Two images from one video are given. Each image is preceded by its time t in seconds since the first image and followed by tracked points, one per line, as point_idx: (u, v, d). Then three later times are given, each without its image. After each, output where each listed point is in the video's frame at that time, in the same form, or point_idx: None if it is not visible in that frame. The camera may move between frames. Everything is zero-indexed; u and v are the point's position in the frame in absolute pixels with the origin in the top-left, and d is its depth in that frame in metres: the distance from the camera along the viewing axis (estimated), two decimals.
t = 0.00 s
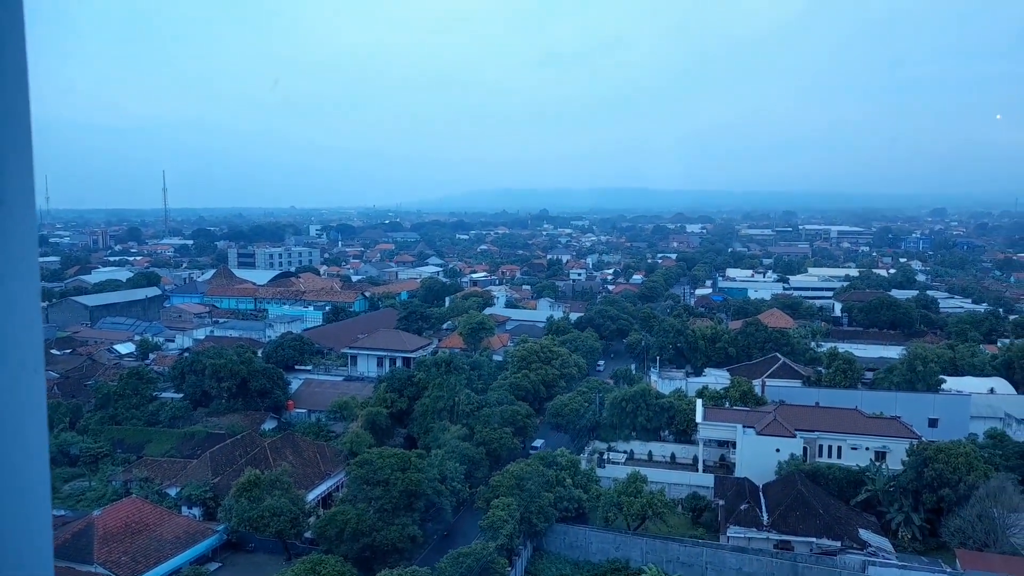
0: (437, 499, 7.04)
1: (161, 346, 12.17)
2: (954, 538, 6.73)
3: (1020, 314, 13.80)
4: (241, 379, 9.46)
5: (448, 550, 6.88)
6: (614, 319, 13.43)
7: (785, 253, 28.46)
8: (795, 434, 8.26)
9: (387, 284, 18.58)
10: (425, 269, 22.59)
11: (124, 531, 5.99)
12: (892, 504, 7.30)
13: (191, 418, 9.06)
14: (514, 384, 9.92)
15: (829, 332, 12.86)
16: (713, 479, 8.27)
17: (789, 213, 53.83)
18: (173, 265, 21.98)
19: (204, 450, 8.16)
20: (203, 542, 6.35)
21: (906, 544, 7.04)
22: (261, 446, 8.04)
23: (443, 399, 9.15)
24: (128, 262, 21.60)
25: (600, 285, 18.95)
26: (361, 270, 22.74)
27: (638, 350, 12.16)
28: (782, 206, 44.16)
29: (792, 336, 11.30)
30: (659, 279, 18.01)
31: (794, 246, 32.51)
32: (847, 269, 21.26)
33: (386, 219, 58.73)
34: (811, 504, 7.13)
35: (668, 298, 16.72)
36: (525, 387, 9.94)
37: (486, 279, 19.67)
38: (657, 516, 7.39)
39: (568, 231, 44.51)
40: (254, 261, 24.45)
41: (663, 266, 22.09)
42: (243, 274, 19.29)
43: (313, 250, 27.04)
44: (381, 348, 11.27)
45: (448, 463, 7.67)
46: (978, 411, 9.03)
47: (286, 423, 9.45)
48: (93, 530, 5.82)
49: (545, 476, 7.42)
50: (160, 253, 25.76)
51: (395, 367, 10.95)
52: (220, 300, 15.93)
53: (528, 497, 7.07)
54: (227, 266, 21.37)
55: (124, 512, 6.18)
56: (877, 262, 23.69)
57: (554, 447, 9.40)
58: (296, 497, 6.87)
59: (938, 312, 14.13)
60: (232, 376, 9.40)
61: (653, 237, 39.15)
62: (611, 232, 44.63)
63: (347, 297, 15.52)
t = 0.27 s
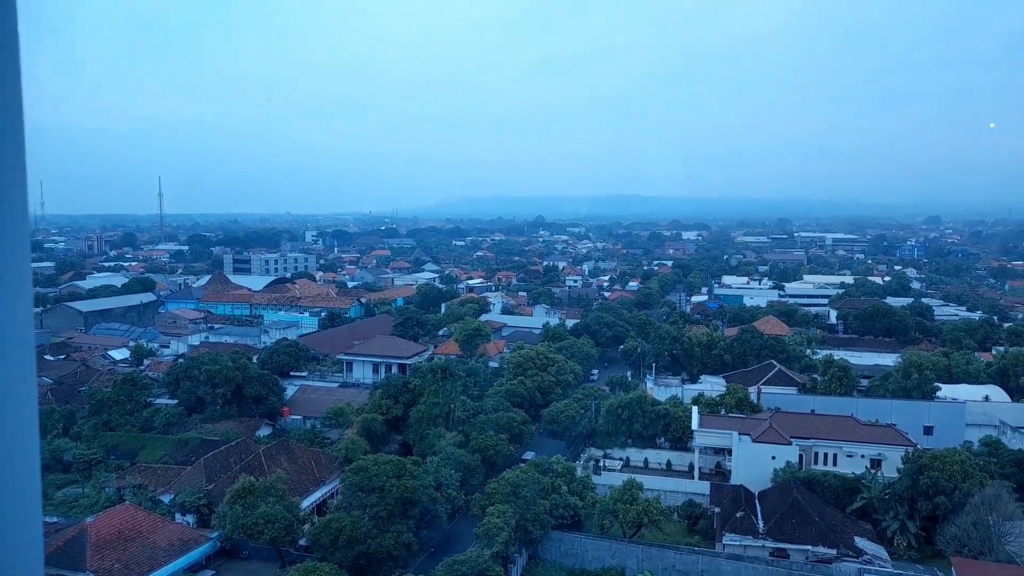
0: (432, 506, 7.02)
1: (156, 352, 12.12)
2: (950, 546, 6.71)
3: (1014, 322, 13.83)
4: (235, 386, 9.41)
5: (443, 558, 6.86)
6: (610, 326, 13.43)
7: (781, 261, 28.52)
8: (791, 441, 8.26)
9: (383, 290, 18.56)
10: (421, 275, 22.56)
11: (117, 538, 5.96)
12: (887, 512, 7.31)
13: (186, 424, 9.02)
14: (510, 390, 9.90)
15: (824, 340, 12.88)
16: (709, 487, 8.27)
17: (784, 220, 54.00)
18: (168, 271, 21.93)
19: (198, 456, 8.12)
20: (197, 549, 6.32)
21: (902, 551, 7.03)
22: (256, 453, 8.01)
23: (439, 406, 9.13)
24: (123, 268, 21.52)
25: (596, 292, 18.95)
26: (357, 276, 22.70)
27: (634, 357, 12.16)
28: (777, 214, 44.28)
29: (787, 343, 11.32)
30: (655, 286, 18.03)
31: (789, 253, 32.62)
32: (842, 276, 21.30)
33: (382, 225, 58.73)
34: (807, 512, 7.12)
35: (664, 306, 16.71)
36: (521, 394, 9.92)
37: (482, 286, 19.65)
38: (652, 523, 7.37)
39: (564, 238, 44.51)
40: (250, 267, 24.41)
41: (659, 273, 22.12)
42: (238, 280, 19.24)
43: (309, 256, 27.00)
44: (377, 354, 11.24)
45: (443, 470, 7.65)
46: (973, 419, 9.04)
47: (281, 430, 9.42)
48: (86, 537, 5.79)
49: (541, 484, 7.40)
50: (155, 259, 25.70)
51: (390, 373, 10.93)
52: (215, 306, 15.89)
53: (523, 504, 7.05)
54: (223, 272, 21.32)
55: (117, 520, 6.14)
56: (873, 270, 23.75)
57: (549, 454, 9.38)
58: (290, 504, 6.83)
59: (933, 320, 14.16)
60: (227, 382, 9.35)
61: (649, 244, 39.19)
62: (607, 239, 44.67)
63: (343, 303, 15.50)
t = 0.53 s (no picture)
0: (429, 510, 7.01)
1: (152, 355, 12.10)
2: (946, 552, 6.70)
3: (1010, 327, 13.88)
4: (231, 390, 9.37)
5: (440, 561, 6.85)
6: (607, 330, 13.43)
7: (778, 266, 28.56)
8: (787, 445, 8.27)
9: (379, 294, 18.56)
10: (418, 279, 22.56)
11: (111, 542, 5.92)
12: (883, 517, 7.32)
13: (182, 427, 8.99)
14: (507, 394, 9.89)
15: (821, 344, 12.90)
16: (706, 491, 8.27)
17: (781, 225, 54.15)
18: (165, 274, 21.89)
19: (194, 460, 8.09)
20: (192, 553, 6.28)
21: (898, 556, 7.04)
22: (252, 456, 7.98)
23: (435, 410, 9.12)
24: (120, 270, 21.50)
25: (593, 296, 18.97)
26: (354, 280, 22.69)
27: (631, 361, 12.16)
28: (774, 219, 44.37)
29: (784, 347, 11.34)
30: (652, 291, 18.04)
31: (786, 258, 32.69)
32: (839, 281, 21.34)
33: (380, 228, 58.69)
34: (804, 517, 7.12)
35: (661, 310, 16.73)
36: (518, 398, 9.91)
37: (479, 290, 19.65)
38: (649, 527, 7.37)
39: (561, 242, 44.59)
40: (246, 270, 24.36)
41: (656, 277, 22.15)
42: (235, 283, 19.22)
43: (306, 260, 26.98)
44: (373, 358, 11.23)
45: (440, 474, 7.64)
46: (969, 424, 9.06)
47: (277, 433, 9.39)
48: (81, 541, 5.75)
49: (537, 487, 7.40)
50: (152, 262, 25.66)
51: (387, 377, 10.91)
52: (211, 309, 15.87)
53: (520, 508, 7.05)
54: (220, 275, 21.29)
55: (112, 523, 6.10)
56: (869, 275, 23.80)
57: (546, 458, 9.37)
58: (286, 508, 6.82)
59: (929, 325, 14.20)
60: (223, 386, 9.32)
61: (646, 248, 39.23)
62: (604, 244, 44.68)
63: (339, 306, 15.48)
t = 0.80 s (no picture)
0: (427, 515, 6.99)
1: (149, 359, 12.09)
2: (945, 558, 6.67)
3: (1008, 333, 13.89)
4: (229, 394, 9.36)
5: (437, 567, 6.84)
6: (606, 335, 13.42)
7: (776, 271, 28.59)
8: (786, 451, 8.26)
9: (378, 298, 18.54)
10: (416, 283, 22.56)
11: (108, 546, 5.90)
12: (882, 523, 7.31)
13: (179, 431, 8.97)
14: (505, 399, 9.88)
15: (819, 350, 12.91)
16: (704, 497, 8.26)
17: (779, 230, 54.25)
18: (163, 278, 21.86)
19: (191, 464, 8.07)
20: (189, 558, 6.27)
21: (897, 562, 7.02)
22: (249, 461, 7.97)
23: (434, 414, 9.11)
24: (118, 274, 21.49)
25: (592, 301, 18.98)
26: (352, 284, 22.68)
27: (630, 366, 12.15)
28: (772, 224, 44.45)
29: (782, 353, 11.34)
30: (650, 295, 18.05)
31: (784, 263, 32.73)
32: (837, 286, 21.37)
33: (378, 233, 58.69)
34: (802, 522, 7.11)
35: (660, 315, 16.73)
36: (516, 403, 9.90)
37: (477, 294, 19.65)
38: (648, 533, 7.36)
39: (559, 246, 44.63)
40: (245, 274, 24.34)
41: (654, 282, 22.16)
42: (234, 286, 19.20)
43: (305, 264, 26.97)
44: (372, 362, 11.22)
45: (438, 479, 7.63)
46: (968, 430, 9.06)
47: (275, 438, 9.38)
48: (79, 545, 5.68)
49: (536, 493, 7.39)
50: (150, 266, 25.64)
51: (385, 381, 10.90)
52: (210, 312, 15.85)
53: (518, 514, 7.04)
54: (218, 279, 21.28)
55: (109, 528, 6.09)
56: (867, 280, 23.83)
57: (544, 463, 9.35)
58: (284, 513, 6.80)
59: (927, 330, 14.21)
60: (221, 390, 9.31)
61: (644, 253, 39.27)
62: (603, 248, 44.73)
63: (338, 310, 15.48)
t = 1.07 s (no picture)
0: (424, 522, 6.97)
1: (147, 364, 12.07)
2: (942, 566, 6.63)
3: (1006, 341, 13.91)
4: (227, 399, 9.39)
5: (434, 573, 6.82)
6: (604, 341, 13.41)
7: (774, 278, 28.62)
8: (783, 458, 8.26)
9: (376, 303, 18.53)
10: (415, 289, 22.55)
11: (105, 552, 5.89)
12: (880, 530, 7.30)
13: (176, 437, 8.95)
14: (503, 405, 9.88)
15: (817, 357, 12.92)
16: (702, 504, 8.25)
17: (777, 237, 54.34)
18: (161, 283, 21.84)
19: (188, 470, 8.05)
20: (185, 564, 6.25)
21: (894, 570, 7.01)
22: (246, 466, 7.96)
23: (431, 420, 9.09)
24: (116, 279, 21.46)
25: (590, 307, 18.99)
26: (351, 289, 22.67)
27: (628, 373, 12.14)
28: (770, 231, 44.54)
29: (780, 359, 11.35)
30: (648, 302, 18.06)
31: (782, 270, 32.77)
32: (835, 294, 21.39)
33: (377, 238, 58.71)
34: (800, 530, 7.09)
35: (658, 321, 16.74)
36: (514, 409, 9.89)
37: (476, 300, 19.65)
38: (645, 540, 7.35)
39: (558, 253, 44.66)
40: (243, 279, 24.31)
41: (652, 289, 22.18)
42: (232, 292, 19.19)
43: (303, 269, 26.97)
44: (369, 368, 11.21)
45: (435, 485, 7.61)
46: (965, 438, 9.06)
47: (272, 443, 9.36)
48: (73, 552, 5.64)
49: (533, 499, 7.38)
50: (148, 270, 25.62)
51: (383, 387, 10.88)
52: (208, 318, 15.83)
53: (515, 520, 7.02)
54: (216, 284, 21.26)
55: (106, 533, 6.08)
56: (865, 288, 23.85)
57: (541, 470, 9.33)
58: (280, 519, 6.78)
59: (925, 337, 14.22)
60: (218, 395, 9.32)
61: (643, 260, 39.32)
62: (601, 255, 44.76)
63: (336, 316, 15.47)
